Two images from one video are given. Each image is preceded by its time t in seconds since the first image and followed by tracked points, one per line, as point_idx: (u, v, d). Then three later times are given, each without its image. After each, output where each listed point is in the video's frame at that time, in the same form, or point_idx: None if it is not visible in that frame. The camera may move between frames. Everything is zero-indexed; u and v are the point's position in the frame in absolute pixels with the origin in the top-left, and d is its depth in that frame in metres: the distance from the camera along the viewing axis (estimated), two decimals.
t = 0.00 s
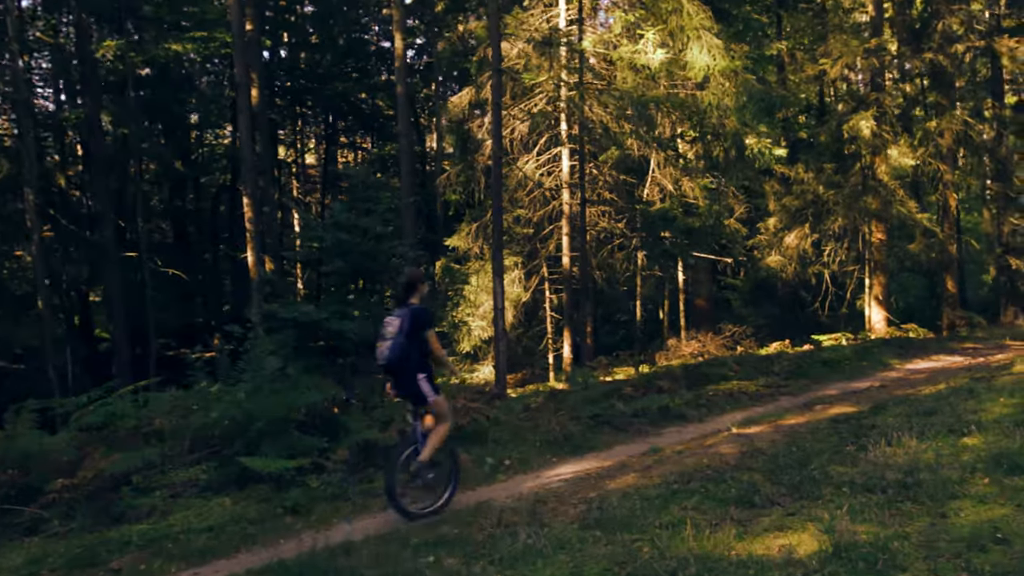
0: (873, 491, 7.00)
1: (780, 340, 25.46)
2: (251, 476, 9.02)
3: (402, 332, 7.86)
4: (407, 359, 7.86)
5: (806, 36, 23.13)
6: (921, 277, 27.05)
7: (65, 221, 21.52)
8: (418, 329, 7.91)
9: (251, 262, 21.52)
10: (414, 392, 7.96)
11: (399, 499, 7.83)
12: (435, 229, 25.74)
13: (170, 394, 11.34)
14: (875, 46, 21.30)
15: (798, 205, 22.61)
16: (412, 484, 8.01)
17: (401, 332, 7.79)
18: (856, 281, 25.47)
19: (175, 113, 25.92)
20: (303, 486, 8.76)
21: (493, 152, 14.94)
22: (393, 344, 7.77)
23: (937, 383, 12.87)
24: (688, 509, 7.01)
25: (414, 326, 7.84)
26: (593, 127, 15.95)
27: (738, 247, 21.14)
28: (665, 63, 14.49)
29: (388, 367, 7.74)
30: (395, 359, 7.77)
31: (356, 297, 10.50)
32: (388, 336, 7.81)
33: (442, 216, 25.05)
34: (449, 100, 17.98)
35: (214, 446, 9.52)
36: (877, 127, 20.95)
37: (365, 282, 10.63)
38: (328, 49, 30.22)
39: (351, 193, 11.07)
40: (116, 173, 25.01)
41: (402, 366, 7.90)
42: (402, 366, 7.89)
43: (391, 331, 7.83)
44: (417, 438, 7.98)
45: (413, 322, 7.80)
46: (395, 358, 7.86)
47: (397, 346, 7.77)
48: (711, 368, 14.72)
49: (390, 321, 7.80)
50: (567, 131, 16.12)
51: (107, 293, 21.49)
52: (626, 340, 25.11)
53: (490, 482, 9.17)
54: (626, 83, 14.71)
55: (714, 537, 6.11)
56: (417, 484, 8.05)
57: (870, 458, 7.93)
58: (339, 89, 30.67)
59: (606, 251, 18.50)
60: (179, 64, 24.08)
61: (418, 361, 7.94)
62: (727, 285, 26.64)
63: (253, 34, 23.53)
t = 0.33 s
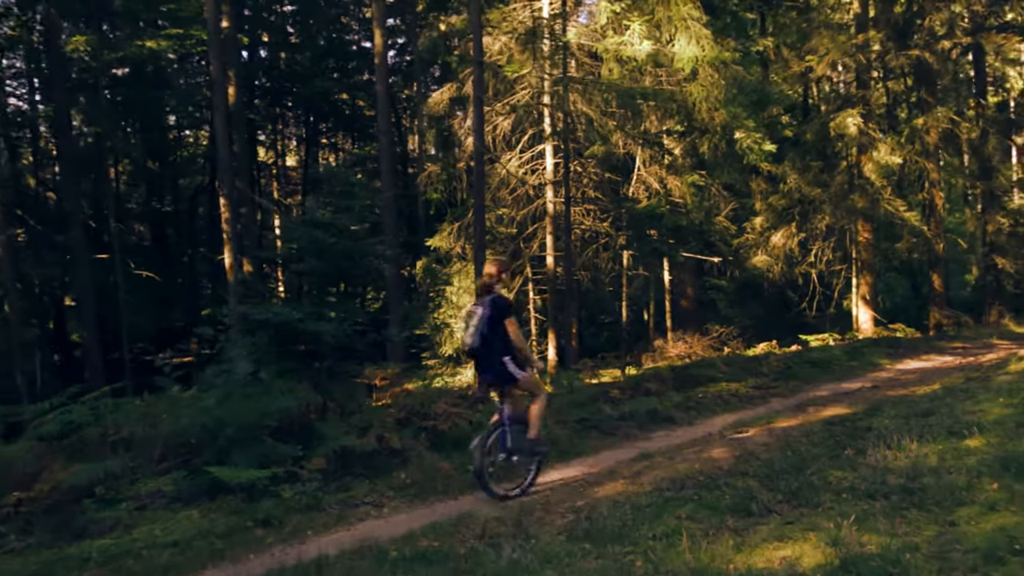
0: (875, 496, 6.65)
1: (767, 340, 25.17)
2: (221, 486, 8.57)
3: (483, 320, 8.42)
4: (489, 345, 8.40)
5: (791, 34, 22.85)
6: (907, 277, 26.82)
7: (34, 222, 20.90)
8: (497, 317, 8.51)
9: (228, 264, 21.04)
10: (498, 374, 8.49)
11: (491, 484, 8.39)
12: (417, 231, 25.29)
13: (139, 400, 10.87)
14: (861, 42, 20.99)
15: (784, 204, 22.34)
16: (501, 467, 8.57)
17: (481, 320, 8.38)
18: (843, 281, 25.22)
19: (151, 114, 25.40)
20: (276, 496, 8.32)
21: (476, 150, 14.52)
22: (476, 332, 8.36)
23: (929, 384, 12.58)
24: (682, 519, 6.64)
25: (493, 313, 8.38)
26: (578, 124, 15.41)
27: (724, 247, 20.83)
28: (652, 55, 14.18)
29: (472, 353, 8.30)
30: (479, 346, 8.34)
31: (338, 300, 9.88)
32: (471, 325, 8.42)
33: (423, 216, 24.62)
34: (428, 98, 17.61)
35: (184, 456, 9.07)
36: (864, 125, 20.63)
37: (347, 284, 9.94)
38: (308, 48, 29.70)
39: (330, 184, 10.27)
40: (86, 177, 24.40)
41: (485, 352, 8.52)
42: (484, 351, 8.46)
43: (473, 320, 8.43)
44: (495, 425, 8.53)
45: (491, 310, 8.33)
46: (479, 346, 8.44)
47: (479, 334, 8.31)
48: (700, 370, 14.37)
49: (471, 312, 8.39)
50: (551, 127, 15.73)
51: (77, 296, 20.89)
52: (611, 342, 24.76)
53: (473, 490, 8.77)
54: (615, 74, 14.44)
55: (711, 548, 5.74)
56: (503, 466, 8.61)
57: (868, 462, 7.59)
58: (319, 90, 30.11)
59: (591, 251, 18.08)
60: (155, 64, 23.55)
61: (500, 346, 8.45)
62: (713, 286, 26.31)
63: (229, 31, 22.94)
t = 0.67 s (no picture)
0: (878, 509, 6.30)
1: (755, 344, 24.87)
2: (190, 500, 8.14)
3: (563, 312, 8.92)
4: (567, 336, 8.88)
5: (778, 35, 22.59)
6: (895, 280, 26.61)
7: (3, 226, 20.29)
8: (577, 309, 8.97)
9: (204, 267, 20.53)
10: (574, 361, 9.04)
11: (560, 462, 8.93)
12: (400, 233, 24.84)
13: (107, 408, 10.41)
14: (851, 42, 20.70)
15: (772, 206, 22.06)
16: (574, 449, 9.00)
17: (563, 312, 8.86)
18: (832, 284, 24.97)
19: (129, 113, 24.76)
20: (248, 510, 7.90)
21: (459, 149, 14.11)
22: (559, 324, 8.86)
23: (924, 388, 12.28)
24: (675, 534, 6.27)
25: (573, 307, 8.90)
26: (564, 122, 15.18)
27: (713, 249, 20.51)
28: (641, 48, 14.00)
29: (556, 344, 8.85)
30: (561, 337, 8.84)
31: (319, 303, 9.31)
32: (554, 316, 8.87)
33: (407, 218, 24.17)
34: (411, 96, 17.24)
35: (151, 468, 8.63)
36: (853, 126, 20.48)
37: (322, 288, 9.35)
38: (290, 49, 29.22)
39: (307, 184, 9.70)
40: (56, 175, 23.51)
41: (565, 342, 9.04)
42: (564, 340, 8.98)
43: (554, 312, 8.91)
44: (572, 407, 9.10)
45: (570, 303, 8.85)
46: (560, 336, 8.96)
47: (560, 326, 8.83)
48: (689, 375, 14.03)
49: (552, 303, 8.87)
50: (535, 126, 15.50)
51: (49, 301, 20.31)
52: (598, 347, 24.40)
53: (456, 502, 8.37)
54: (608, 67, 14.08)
55: (708, 567, 5.37)
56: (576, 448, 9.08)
57: (869, 471, 7.23)
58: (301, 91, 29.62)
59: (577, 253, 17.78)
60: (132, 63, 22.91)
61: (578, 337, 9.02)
62: (700, 289, 26.01)
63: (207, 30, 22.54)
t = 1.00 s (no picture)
0: (885, 524, 5.94)
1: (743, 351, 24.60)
2: (156, 513, 7.70)
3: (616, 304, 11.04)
4: (620, 327, 10.92)
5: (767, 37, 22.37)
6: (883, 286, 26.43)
7: None
8: (630, 302, 10.99)
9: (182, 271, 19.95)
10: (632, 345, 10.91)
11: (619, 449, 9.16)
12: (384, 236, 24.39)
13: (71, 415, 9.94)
14: (840, 43, 20.45)
15: (761, 210, 21.83)
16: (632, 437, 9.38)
17: (617, 305, 10.91)
18: (820, 290, 24.74)
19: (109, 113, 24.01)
20: (216, 525, 7.46)
21: (442, 149, 13.69)
22: (614, 315, 10.86)
23: (919, 395, 11.98)
24: (670, 551, 5.90)
25: (624, 301, 10.83)
26: (551, 121, 14.79)
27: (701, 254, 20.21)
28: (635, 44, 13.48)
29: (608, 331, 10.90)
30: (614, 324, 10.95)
31: (299, 307, 8.88)
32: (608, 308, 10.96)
33: (390, 220, 23.72)
34: (393, 96, 17.08)
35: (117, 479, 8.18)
36: (842, 129, 20.25)
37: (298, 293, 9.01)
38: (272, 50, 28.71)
39: (283, 186, 9.38)
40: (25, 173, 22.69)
41: (619, 330, 11.01)
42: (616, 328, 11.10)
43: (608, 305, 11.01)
44: (628, 398, 9.20)
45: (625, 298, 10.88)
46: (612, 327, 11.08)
47: (615, 316, 10.88)
48: (678, 382, 13.70)
49: (608, 298, 10.96)
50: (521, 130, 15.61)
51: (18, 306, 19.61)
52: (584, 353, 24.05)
53: (436, 515, 7.96)
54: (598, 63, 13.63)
55: None
56: (632, 435, 9.43)
57: (873, 483, 6.87)
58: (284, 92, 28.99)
59: (564, 257, 17.58)
60: (111, 61, 22.20)
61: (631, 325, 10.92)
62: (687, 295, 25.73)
63: (187, 28, 21.92)
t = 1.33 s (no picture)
0: (890, 541, 5.59)
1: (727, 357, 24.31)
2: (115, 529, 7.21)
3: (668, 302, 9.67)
4: (675, 327, 9.66)
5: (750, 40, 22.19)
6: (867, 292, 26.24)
7: None
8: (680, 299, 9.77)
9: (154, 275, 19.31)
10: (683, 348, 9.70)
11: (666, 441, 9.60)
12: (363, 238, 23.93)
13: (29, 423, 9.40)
14: (826, 45, 20.27)
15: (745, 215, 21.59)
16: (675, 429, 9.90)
17: (675, 303, 9.57)
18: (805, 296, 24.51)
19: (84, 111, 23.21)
20: (180, 541, 7.00)
21: (423, 147, 13.29)
22: (673, 314, 9.54)
23: (912, 402, 11.69)
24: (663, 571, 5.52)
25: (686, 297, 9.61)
26: (534, 117, 14.60)
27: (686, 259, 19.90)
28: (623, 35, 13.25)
29: (667, 334, 9.52)
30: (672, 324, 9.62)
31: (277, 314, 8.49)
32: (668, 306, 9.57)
33: (370, 222, 23.25)
34: (373, 96, 16.75)
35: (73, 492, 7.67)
36: (828, 132, 20.08)
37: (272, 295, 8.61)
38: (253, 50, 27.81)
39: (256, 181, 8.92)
40: None
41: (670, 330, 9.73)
42: (669, 329, 9.72)
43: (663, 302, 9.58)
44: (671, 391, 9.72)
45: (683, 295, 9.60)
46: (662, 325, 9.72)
47: (674, 316, 9.54)
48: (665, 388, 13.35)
49: (667, 294, 9.56)
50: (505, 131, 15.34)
51: None
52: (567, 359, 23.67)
53: (414, 529, 7.55)
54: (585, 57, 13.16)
55: None
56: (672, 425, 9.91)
57: (875, 496, 6.55)
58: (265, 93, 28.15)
59: (548, 261, 17.34)
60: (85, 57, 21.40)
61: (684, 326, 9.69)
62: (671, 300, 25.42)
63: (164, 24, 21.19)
